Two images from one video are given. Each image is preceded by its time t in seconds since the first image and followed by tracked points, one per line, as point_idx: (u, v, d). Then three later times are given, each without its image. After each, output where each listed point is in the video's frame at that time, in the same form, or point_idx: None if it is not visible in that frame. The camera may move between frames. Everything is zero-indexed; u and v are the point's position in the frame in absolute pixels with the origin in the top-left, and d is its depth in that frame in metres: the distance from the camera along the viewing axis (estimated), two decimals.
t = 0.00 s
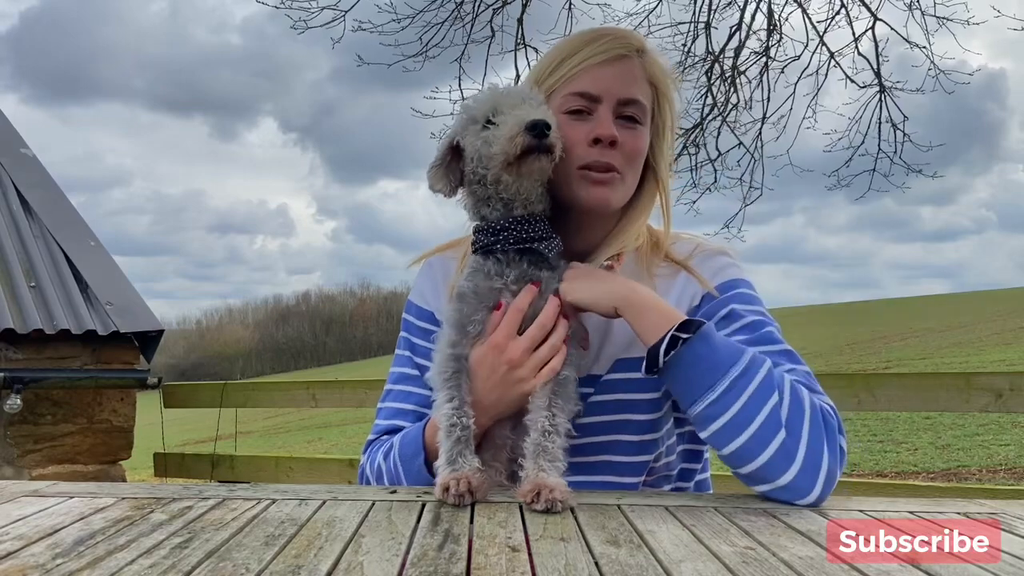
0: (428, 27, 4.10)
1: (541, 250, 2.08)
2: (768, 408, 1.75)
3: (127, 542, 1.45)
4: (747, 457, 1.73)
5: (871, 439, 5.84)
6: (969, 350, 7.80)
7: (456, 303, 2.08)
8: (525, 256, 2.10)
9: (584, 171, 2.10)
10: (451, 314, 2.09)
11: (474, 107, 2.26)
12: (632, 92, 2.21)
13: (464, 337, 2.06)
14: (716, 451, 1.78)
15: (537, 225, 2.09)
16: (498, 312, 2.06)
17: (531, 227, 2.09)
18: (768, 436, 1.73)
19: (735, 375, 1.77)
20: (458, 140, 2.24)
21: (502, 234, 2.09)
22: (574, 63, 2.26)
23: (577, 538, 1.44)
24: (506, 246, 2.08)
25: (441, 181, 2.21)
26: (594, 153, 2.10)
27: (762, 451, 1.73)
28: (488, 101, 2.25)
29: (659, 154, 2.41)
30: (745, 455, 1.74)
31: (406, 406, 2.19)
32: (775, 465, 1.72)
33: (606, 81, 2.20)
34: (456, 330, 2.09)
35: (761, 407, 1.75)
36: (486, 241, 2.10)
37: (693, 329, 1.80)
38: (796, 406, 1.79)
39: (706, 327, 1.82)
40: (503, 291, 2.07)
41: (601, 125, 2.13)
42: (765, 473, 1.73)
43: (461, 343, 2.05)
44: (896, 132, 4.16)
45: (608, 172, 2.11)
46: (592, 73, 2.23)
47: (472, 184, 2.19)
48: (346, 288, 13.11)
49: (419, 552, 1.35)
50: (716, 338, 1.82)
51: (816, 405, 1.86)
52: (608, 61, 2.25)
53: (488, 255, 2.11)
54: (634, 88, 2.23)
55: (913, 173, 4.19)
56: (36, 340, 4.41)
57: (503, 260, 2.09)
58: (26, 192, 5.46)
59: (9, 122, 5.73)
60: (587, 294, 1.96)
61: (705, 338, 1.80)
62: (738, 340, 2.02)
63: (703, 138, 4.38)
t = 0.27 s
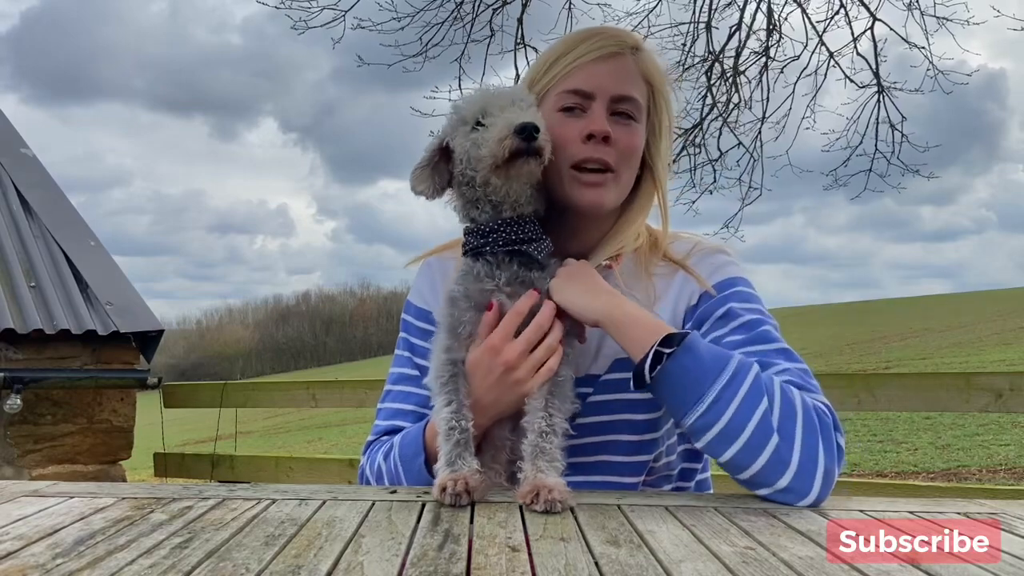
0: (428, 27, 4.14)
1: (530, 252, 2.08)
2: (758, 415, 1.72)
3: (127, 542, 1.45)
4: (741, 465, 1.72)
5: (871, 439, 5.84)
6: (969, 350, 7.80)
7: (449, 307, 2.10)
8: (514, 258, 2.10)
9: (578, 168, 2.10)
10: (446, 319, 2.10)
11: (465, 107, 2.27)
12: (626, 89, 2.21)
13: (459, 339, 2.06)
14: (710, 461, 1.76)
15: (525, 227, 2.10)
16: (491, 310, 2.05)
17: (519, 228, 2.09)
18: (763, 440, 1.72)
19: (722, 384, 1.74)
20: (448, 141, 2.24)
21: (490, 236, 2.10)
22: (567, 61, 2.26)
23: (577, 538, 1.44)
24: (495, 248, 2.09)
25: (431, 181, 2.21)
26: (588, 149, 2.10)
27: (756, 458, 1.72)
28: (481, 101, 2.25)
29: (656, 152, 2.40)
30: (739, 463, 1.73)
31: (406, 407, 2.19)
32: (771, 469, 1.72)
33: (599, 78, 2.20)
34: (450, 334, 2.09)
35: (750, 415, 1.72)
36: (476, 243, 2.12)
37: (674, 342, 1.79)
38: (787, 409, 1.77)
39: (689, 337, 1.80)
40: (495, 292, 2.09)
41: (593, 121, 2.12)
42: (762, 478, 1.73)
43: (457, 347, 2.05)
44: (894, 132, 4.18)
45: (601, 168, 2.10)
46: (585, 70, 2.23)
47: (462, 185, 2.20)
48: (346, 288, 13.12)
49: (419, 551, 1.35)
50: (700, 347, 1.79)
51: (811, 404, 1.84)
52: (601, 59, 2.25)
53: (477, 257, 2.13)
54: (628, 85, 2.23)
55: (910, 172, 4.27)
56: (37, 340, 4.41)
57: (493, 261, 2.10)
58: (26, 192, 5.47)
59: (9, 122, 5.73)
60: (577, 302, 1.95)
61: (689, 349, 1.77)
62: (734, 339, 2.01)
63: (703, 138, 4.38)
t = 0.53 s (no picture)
0: (428, 28, 4.12)
1: (525, 255, 2.09)
2: (756, 417, 1.72)
3: (127, 542, 1.45)
4: (741, 466, 1.73)
5: (871, 439, 5.84)
6: (969, 350, 7.79)
7: (444, 310, 2.09)
8: (509, 259, 2.10)
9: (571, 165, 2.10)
10: (442, 320, 2.09)
11: (466, 106, 2.28)
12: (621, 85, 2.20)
13: (454, 340, 2.06)
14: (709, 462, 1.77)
15: (520, 229, 2.11)
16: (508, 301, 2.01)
17: (514, 230, 2.10)
18: (762, 442, 1.72)
19: (719, 387, 1.73)
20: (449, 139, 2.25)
21: (485, 238, 2.10)
22: (562, 59, 2.27)
23: (577, 538, 1.44)
24: (490, 250, 2.09)
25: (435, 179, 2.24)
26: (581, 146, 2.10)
27: (755, 460, 1.72)
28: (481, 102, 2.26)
29: (654, 148, 2.39)
30: (738, 465, 1.73)
31: (406, 402, 2.19)
32: (770, 470, 1.72)
33: (593, 75, 2.20)
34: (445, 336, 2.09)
35: (748, 418, 1.72)
36: (471, 243, 2.13)
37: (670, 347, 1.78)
38: (785, 410, 1.77)
39: (685, 340, 1.78)
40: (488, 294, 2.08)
41: (586, 118, 2.13)
42: (761, 480, 1.73)
43: (454, 350, 2.05)
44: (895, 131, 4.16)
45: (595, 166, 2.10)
46: (580, 68, 2.23)
47: (460, 185, 2.21)
48: (346, 288, 13.12)
49: (420, 551, 1.35)
50: (697, 350, 1.78)
51: (810, 404, 1.84)
52: (596, 56, 2.25)
53: (469, 257, 2.13)
54: (623, 82, 2.22)
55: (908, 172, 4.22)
56: (37, 340, 4.41)
57: (487, 261, 2.10)
58: (26, 192, 5.47)
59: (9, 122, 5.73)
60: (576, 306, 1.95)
61: (685, 353, 1.76)
62: (734, 338, 2.01)
63: (703, 138, 4.38)
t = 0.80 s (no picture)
0: (429, 28, 4.17)
1: (533, 255, 2.09)
2: (755, 416, 1.72)
3: (127, 542, 1.45)
4: (740, 466, 1.73)
5: (871, 440, 5.84)
6: (969, 350, 7.79)
7: (449, 309, 2.10)
8: (514, 259, 2.11)
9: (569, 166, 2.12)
10: (443, 319, 2.10)
11: (468, 106, 2.27)
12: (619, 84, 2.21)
13: (454, 338, 2.06)
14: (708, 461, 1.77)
15: (527, 229, 2.11)
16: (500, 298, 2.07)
17: (522, 231, 2.10)
18: (761, 441, 1.72)
19: (719, 386, 1.73)
20: (456, 136, 2.22)
21: (492, 238, 2.10)
22: (560, 60, 2.28)
23: (577, 538, 1.44)
24: (497, 251, 2.09)
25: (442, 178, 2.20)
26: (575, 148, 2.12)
27: (754, 459, 1.72)
28: (484, 102, 2.24)
29: (654, 146, 2.40)
30: (738, 464, 1.73)
31: (410, 405, 2.19)
32: (770, 469, 1.72)
33: (590, 75, 2.21)
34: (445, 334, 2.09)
35: (748, 417, 1.72)
36: (477, 243, 2.12)
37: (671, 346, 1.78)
38: (785, 409, 1.77)
39: (685, 339, 1.78)
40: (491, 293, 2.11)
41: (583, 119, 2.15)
42: (761, 479, 1.73)
43: (453, 348, 2.04)
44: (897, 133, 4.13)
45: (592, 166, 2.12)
46: (577, 68, 2.24)
47: (469, 183, 2.19)
48: (346, 287, 13.13)
49: (419, 552, 1.35)
50: (698, 349, 1.78)
51: (810, 403, 1.84)
52: (594, 55, 2.25)
53: (474, 257, 2.14)
54: (621, 81, 2.23)
55: (910, 171, 4.19)
56: (37, 340, 4.41)
57: (492, 261, 2.11)
58: (26, 192, 5.47)
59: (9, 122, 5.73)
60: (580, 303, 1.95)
61: (686, 352, 1.76)
62: (734, 337, 2.01)
63: (703, 138, 4.38)
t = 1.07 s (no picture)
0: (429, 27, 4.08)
1: (529, 253, 2.09)
2: (754, 418, 1.72)
3: (127, 542, 1.45)
4: (740, 467, 1.73)
5: (871, 440, 5.84)
6: (969, 350, 7.79)
7: (443, 306, 2.10)
8: (510, 258, 2.12)
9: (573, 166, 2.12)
10: (441, 318, 2.10)
11: (467, 105, 2.27)
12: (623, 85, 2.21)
13: (451, 338, 2.06)
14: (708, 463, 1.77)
15: (523, 228, 2.11)
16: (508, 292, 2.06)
17: (517, 229, 2.10)
18: (760, 442, 1.72)
19: (717, 388, 1.73)
20: (454, 133, 2.22)
21: (489, 235, 2.11)
22: (564, 61, 2.28)
23: (577, 539, 1.44)
24: (493, 248, 2.10)
25: (443, 176, 2.20)
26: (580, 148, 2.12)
27: (754, 460, 1.72)
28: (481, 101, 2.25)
29: (657, 147, 2.39)
30: (737, 466, 1.73)
31: (411, 401, 2.19)
32: (769, 471, 1.72)
33: (594, 76, 2.21)
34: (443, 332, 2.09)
35: (746, 419, 1.72)
36: (473, 241, 2.13)
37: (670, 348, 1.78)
38: (784, 410, 1.76)
39: (683, 341, 1.78)
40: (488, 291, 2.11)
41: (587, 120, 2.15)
42: (760, 480, 1.73)
43: (451, 347, 2.04)
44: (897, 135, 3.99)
45: (597, 167, 2.12)
46: (581, 69, 2.24)
47: (466, 179, 2.19)
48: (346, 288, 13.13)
49: (419, 552, 1.35)
50: (695, 351, 1.78)
51: (809, 403, 1.84)
52: (598, 56, 2.25)
53: (471, 255, 2.14)
54: (625, 82, 2.23)
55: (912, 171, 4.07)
56: (37, 340, 4.41)
57: (488, 260, 2.12)
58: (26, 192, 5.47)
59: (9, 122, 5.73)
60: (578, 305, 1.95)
61: (683, 354, 1.76)
62: (734, 337, 2.01)
63: (704, 138, 4.38)
